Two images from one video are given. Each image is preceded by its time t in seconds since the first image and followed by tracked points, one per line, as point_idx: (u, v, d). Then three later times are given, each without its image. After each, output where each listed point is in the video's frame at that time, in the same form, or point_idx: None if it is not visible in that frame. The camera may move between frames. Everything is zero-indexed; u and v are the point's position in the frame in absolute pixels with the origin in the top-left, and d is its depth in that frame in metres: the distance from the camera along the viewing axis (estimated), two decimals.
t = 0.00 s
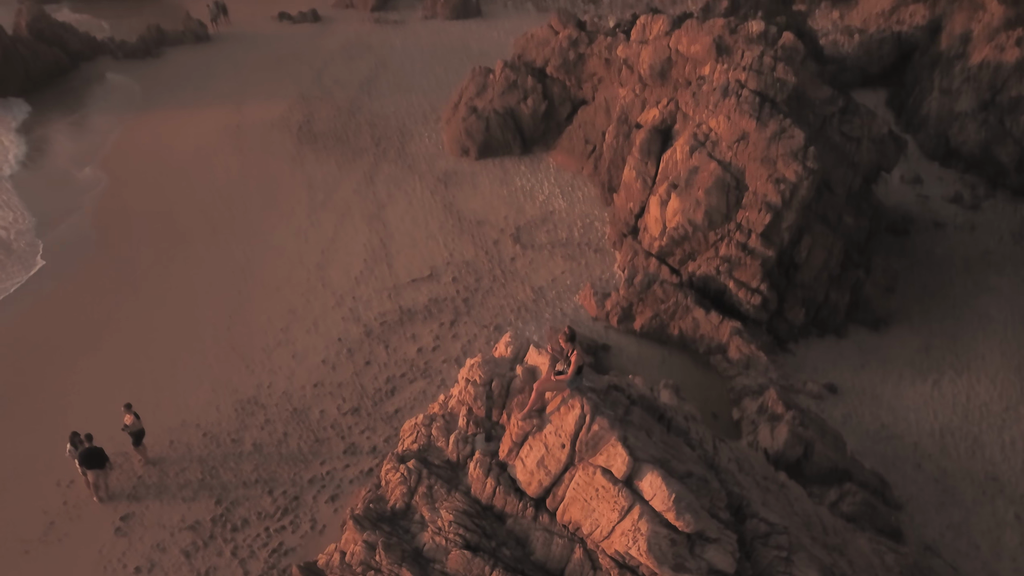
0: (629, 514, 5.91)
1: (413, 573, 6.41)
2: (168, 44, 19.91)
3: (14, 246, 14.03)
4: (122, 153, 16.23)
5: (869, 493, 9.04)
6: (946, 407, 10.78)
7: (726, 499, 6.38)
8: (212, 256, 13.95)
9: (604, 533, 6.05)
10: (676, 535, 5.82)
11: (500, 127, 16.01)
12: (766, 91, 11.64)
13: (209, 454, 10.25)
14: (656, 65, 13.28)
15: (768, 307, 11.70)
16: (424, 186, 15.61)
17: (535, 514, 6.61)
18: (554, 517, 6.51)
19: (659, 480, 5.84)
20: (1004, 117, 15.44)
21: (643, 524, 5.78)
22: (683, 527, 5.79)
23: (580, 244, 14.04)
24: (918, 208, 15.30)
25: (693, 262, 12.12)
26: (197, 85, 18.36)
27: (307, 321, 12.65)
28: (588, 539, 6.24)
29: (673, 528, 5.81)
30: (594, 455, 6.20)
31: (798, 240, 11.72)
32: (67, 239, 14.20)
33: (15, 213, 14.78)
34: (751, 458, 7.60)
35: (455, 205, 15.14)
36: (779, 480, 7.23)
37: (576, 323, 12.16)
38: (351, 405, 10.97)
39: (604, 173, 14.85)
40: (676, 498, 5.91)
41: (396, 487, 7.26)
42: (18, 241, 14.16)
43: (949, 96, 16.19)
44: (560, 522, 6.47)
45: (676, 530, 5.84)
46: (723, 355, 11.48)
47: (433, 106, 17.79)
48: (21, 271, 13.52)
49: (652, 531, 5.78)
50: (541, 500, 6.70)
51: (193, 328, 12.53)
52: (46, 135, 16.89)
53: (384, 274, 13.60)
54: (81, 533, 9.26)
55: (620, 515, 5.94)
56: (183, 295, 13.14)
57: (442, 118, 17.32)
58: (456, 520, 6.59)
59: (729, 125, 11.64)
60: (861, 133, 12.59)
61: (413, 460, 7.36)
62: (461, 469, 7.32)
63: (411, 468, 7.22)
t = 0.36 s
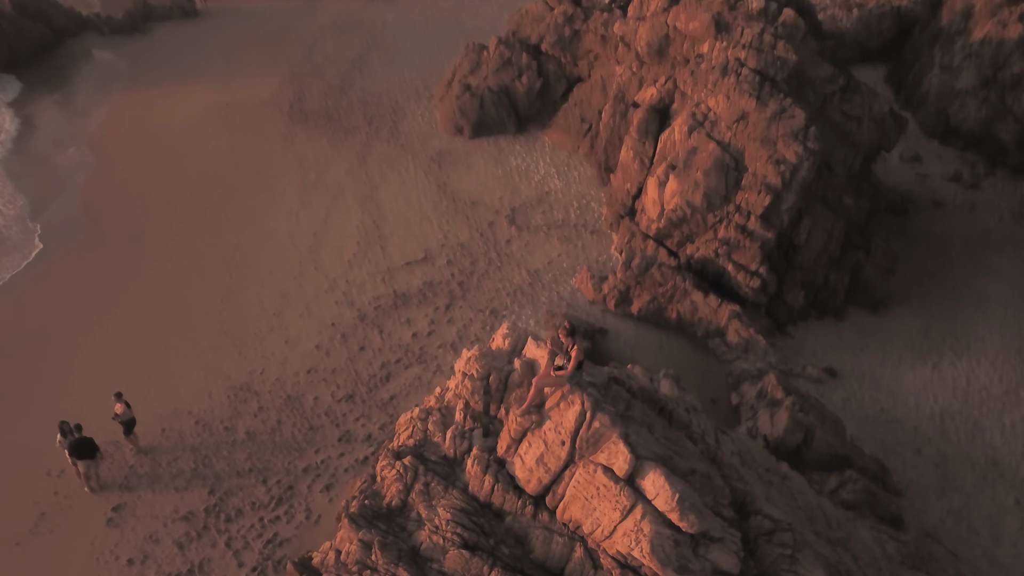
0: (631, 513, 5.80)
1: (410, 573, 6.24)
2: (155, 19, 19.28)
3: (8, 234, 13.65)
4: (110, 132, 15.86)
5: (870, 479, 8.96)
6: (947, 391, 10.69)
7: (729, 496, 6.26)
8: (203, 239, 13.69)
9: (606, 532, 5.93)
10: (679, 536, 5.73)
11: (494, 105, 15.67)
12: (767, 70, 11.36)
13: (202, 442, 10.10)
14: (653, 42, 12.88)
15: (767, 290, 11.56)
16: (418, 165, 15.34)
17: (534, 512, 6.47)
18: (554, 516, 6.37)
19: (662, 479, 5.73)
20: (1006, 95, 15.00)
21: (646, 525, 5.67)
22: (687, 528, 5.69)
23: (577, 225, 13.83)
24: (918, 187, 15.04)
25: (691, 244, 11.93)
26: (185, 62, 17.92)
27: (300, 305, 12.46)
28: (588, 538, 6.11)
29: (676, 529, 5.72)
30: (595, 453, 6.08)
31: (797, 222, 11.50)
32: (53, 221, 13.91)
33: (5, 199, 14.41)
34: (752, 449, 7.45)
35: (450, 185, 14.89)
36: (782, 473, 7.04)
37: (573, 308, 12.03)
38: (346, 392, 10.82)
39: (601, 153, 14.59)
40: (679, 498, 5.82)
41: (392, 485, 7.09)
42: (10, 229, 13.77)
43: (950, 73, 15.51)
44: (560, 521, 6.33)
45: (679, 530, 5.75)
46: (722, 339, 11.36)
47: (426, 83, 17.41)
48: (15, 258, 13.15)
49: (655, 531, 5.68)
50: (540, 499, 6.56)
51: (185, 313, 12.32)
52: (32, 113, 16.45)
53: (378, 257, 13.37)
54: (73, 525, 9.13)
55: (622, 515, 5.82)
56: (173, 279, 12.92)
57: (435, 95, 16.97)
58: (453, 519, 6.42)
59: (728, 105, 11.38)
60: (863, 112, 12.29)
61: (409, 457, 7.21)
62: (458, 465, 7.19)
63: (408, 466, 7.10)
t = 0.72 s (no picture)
0: (633, 513, 5.68)
1: (407, 572, 6.17)
2: None
3: None
4: (97, 110, 15.48)
5: (870, 466, 8.89)
6: (947, 374, 10.60)
7: (733, 493, 6.09)
8: (193, 221, 13.43)
9: (608, 532, 5.83)
10: (683, 537, 5.60)
11: (488, 82, 15.31)
12: (767, 48, 11.04)
13: (194, 431, 9.95)
14: (651, 19, 12.61)
15: (767, 273, 11.38)
16: (411, 144, 15.06)
17: (533, 510, 6.34)
18: (554, 514, 6.25)
19: (665, 479, 5.58)
20: (1007, 72, 14.33)
21: (650, 526, 5.55)
22: (691, 529, 5.56)
23: (573, 206, 13.62)
24: (917, 166, 14.65)
25: (689, 226, 11.73)
26: (173, 36, 17.43)
27: (292, 289, 12.26)
28: (590, 537, 6.01)
29: (680, 530, 5.59)
30: (597, 451, 5.93)
31: (797, 203, 11.27)
32: (39, 203, 13.64)
33: None
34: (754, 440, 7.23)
35: (444, 165, 14.62)
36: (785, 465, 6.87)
37: (570, 291, 11.92)
38: (340, 378, 10.67)
39: (598, 132, 14.28)
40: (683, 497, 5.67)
41: (389, 482, 6.98)
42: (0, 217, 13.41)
43: (951, 49, 14.87)
44: (561, 519, 6.22)
45: (683, 531, 5.62)
46: (720, 322, 11.22)
47: (419, 59, 16.90)
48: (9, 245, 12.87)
49: (658, 533, 5.55)
50: (540, 496, 6.43)
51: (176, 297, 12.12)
52: (17, 91, 16.00)
53: (371, 240, 13.15)
54: (64, 516, 8.99)
55: (624, 515, 5.71)
56: (163, 262, 12.70)
57: (428, 72, 16.53)
58: (451, 518, 6.31)
59: (727, 84, 11.11)
60: (863, 90, 11.89)
61: (406, 454, 7.08)
62: (455, 461, 7.05)
63: (405, 463, 6.97)
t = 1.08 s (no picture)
0: (636, 513, 5.57)
1: (404, 572, 6.06)
2: None
3: None
4: (82, 88, 15.10)
5: (871, 451, 8.82)
6: (947, 356, 10.49)
7: (737, 489, 5.91)
8: (183, 203, 13.17)
9: (610, 531, 5.72)
10: (687, 538, 5.47)
11: (482, 59, 14.96)
12: (767, 24, 10.66)
13: (186, 419, 9.80)
14: None
15: (766, 255, 11.22)
16: (404, 123, 14.76)
17: (533, 508, 6.20)
18: (554, 512, 6.13)
19: (669, 479, 5.46)
20: (1010, 47, 14.03)
21: (653, 527, 5.45)
22: (695, 531, 5.44)
23: (569, 186, 13.40)
24: (917, 144, 14.22)
25: (688, 208, 11.55)
26: (160, 11, 16.98)
27: (285, 273, 12.05)
28: (591, 536, 5.90)
29: (683, 531, 5.46)
30: (598, 449, 5.78)
31: (797, 183, 11.08)
32: (25, 183, 13.35)
33: None
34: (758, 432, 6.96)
35: (437, 144, 14.34)
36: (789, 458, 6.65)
37: (567, 274, 11.78)
38: (334, 364, 10.52)
39: (594, 109, 13.98)
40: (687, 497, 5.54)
41: (385, 479, 6.82)
42: None
43: (953, 23, 14.57)
44: (561, 517, 6.10)
45: (687, 532, 5.48)
46: (719, 305, 11.08)
47: (411, 34, 16.48)
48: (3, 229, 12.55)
49: (662, 534, 5.45)
50: (540, 493, 6.28)
51: (166, 281, 11.91)
52: None
53: (364, 222, 12.93)
54: (54, 506, 8.86)
55: (627, 515, 5.60)
56: (152, 244, 12.46)
57: (421, 47, 16.12)
58: (449, 517, 6.18)
59: (727, 61, 10.81)
60: (865, 67, 11.57)
61: (403, 451, 6.90)
62: (452, 456, 6.90)
63: (401, 459, 6.82)
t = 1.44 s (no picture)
0: (639, 513, 5.29)
1: (402, 571, 5.86)
2: None
3: None
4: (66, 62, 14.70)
5: (871, 434, 8.74)
6: (947, 337, 10.39)
7: (742, 483, 5.65)
8: (172, 181, 12.90)
9: (611, 530, 5.45)
10: (691, 538, 5.21)
11: (476, 32, 14.62)
12: None
13: (179, 404, 9.65)
14: None
15: (766, 235, 11.02)
16: (397, 99, 14.44)
17: (533, 505, 5.96)
18: (555, 509, 5.85)
19: (673, 477, 5.19)
20: (1012, 20, 13.73)
21: (656, 527, 5.17)
22: (700, 531, 5.17)
23: (566, 163, 13.16)
24: (917, 118, 13.85)
25: (686, 186, 11.30)
26: None
27: (276, 254, 11.84)
28: (593, 534, 5.63)
29: (688, 531, 5.20)
30: (600, 446, 5.49)
31: (798, 161, 10.82)
32: (9, 161, 13.02)
33: None
34: (759, 421, 6.85)
35: (430, 121, 14.05)
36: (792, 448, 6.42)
37: (563, 254, 11.61)
38: (328, 348, 10.35)
39: (591, 85, 13.68)
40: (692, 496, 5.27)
41: (381, 474, 6.57)
42: None
43: None
44: (562, 514, 5.81)
45: (691, 532, 5.22)
46: (717, 285, 10.93)
47: (402, 6, 16.04)
48: None
49: (666, 535, 5.19)
50: (539, 490, 6.02)
51: (155, 263, 11.69)
52: None
53: (356, 201, 12.70)
54: (44, 496, 8.67)
55: (629, 514, 5.33)
56: (141, 225, 12.20)
57: (412, 20, 15.71)
58: (446, 515, 5.96)
59: (727, 36, 10.56)
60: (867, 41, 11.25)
61: (398, 445, 6.63)
62: (450, 451, 6.65)
63: (397, 455, 6.55)
